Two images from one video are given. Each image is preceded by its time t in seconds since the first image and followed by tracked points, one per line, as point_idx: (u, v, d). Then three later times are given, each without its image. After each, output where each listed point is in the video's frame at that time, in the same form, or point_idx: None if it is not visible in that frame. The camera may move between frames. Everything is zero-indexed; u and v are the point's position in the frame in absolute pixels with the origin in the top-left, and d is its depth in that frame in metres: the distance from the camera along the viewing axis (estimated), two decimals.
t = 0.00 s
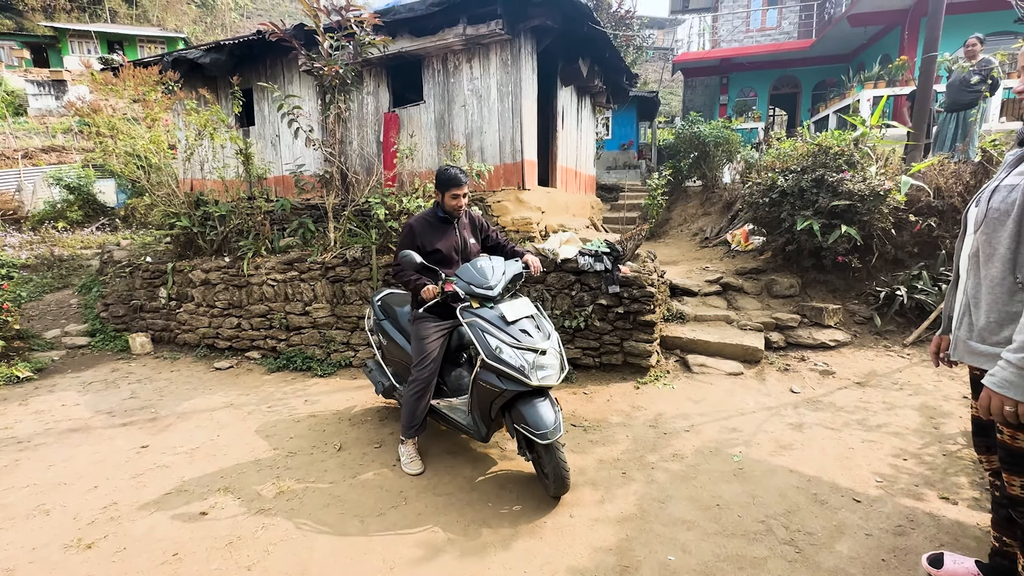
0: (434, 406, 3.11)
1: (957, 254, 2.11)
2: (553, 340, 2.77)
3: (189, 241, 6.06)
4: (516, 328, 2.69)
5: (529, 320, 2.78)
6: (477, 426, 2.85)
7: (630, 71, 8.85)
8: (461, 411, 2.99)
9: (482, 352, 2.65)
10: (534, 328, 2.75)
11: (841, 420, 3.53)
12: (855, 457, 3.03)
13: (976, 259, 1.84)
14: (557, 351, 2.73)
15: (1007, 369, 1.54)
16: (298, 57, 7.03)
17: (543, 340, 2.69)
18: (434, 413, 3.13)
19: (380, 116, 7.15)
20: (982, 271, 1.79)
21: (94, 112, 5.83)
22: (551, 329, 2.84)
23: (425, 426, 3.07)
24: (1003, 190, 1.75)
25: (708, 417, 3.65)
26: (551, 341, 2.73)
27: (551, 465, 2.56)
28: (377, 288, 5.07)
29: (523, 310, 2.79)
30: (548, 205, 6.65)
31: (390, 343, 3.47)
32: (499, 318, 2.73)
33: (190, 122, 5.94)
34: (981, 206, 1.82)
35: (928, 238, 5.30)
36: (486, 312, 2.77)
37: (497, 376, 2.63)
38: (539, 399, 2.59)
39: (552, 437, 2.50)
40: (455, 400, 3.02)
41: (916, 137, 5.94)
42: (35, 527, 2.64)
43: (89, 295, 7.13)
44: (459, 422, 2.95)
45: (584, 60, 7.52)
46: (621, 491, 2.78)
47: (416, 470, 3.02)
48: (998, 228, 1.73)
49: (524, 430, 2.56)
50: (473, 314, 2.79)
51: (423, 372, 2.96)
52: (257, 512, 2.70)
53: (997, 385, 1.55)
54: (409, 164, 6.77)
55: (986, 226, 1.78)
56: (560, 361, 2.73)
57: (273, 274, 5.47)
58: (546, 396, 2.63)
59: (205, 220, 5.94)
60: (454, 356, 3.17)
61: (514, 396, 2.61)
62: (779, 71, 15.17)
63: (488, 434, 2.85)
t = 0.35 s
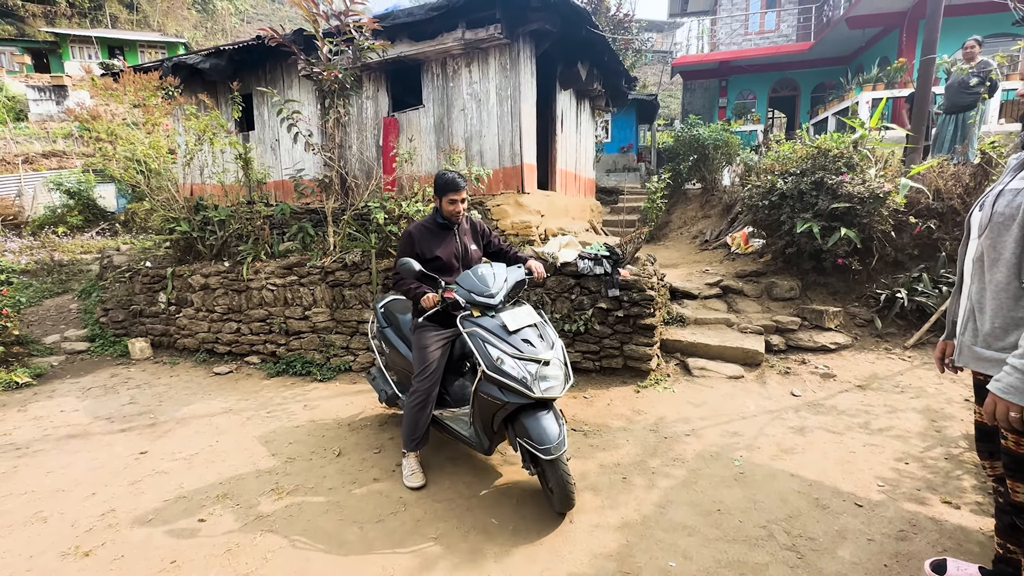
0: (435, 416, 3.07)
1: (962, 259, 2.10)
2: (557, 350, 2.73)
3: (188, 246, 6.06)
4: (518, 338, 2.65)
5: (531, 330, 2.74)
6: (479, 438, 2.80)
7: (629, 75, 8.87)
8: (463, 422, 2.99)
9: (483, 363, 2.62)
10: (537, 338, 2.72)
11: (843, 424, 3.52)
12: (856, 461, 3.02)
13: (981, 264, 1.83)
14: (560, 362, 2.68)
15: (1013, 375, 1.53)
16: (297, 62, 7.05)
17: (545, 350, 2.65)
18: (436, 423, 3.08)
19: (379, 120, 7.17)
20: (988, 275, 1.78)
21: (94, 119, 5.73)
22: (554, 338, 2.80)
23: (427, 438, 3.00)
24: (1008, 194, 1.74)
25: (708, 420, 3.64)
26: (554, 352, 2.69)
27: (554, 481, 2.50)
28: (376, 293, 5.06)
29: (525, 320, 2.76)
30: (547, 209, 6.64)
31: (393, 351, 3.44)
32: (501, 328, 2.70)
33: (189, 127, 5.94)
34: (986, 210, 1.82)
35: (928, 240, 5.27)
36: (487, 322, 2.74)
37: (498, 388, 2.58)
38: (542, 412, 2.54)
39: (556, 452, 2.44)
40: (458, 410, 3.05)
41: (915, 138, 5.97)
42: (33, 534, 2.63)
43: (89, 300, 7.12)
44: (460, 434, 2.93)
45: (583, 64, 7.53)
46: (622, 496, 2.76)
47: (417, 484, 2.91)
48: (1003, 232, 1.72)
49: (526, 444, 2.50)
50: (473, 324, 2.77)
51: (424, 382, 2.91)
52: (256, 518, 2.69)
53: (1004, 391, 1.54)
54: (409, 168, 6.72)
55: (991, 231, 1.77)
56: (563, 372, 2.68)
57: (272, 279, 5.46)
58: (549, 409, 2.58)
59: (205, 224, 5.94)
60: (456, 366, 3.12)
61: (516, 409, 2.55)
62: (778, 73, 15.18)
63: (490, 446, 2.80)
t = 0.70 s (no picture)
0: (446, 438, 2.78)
1: (965, 261, 2.08)
2: (576, 371, 2.38)
3: (187, 249, 6.05)
4: (532, 357, 2.31)
5: (548, 347, 2.40)
6: (489, 465, 2.46)
7: (629, 77, 8.88)
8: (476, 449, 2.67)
9: (492, 385, 2.29)
10: (554, 356, 2.37)
11: (844, 426, 3.50)
12: (858, 463, 2.99)
13: (987, 266, 1.82)
14: (581, 385, 2.32)
15: None
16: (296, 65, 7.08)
17: (564, 372, 2.30)
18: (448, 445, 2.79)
19: (379, 123, 7.18)
20: (994, 277, 1.77)
21: (93, 121, 5.85)
22: (575, 358, 2.45)
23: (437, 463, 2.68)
24: (1014, 194, 1.73)
25: (709, 423, 3.62)
26: (574, 373, 2.34)
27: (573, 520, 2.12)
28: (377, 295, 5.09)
29: (541, 336, 2.42)
30: (547, 211, 6.63)
31: (404, 364, 3.17)
32: (513, 345, 2.36)
33: (188, 131, 5.95)
34: (991, 211, 1.80)
35: (929, 241, 5.25)
36: (497, 337, 2.41)
37: (508, 413, 2.24)
38: (558, 441, 2.16)
39: (575, 488, 2.05)
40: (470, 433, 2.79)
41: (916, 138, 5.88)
42: (30, 540, 2.61)
43: (89, 304, 7.12)
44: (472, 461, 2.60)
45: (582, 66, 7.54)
46: (622, 500, 2.74)
47: (425, 520, 2.55)
48: (1011, 233, 1.71)
49: (541, 478, 2.13)
50: (482, 339, 2.45)
51: (433, 399, 2.62)
52: (253, 524, 2.67)
53: (1016, 396, 1.53)
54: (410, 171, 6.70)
55: (998, 232, 1.76)
56: (584, 397, 2.32)
57: (271, 282, 5.44)
58: (567, 439, 2.21)
59: (204, 228, 5.94)
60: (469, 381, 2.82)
61: (529, 437, 2.20)
62: (777, 76, 15.20)
63: (501, 476, 2.44)
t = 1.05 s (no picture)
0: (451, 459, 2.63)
1: (962, 263, 2.08)
2: (585, 394, 2.22)
3: (187, 252, 6.06)
4: (535, 380, 2.18)
5: (553, 368, 2.26)
6: (490, 492, 2.31)
7: (628, 79, 8.89)
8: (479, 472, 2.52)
9: (492, 410, 2.17)
10: (560, 378, 2.23)
11: (843, 428, 3.49)
12: (857, 465, 2.99)
13: (987, 267, 1.82)
14: (589, 410, 2.19)
15: None
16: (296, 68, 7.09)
17: (570, 396, 2.16)
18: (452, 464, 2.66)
19: (379, 126, 7.20)
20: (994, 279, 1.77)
21: (93, 125, 5.79)
22: (583, 378, 2.31)
23: (442, 486, 2.50)
24: (1013, 196, 1.73)
25: (708, 425, 3.61)
26: (582, 397, 2.20)
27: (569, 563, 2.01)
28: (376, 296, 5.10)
29: (546, 355, 2.28)
30: (547, 213, 6.63)
31: (408, 374, 3.01)
32: (515, 365, 2.24)
33: (188, 134, 5.96)
34: (989, 213, 1.80)
35: (928, 242, 5.25)
36: (499, 358, 2.29)
37: (509, 441, 2.12)
38: (561, 476, 2.05)
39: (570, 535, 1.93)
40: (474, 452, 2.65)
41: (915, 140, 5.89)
42: (28, 543, 2.61)
43: (89, 307, 7.12)
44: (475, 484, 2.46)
45: (581, 68, 7.55)
46: (621, 503, 2.73)
47: (428, 548, 2.40)
48: (1010, 235, 1.71)
49: (538, 516, 2.02)
50: (482, 358, 2.32)
51: (438, 416, 2.46)
52: (251, 527, 2.66)
53: (1020, 400, 1.52)
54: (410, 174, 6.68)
55: (997, 234, 1.76)
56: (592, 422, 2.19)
57: (271, 284, 5.44)
58: (571, 471, 2.09)
59: (204, 230, 5.94)
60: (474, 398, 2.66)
61: (531, 468, 2.08)
62: (776, 77, 15.20)
63: (503, 504, 2.29)
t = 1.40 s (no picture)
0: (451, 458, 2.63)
1: (959, 263, 2.08)
2: (584, 390, 2.22)
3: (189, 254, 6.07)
4: (534, 376, 2.18)
5: (552, 365, 2.26)
6: (491, 490, 2.32)
7: (628, 81, 8.91)
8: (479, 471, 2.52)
9: (491, 406, 2.17)
10: (559, 374, 2.23)
11: (844, 429, 3.49)
12: (858, 466, 2.98)
13: (983, 269, 1.82)
14: (588, 406, 2.19)
15: None
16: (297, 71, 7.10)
17: (569, 392, 2.16)
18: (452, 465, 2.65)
19: (379, 128, 7.22)
20: (991, 280, 1.76)
21: (96, 127, 5.80)
22: (582, 374, 2.31)
23: (442, 484, 2.50)
24: (1008, 197, 1.73)
25: (709, 426, 3.61)
26: (581, 393, 2.20)
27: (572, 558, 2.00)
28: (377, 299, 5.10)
29: (544, 352, 2.28)
30: (547, 215, 6.64)
31: (407, 375, 3.01)
32: (514, 362, 2.24)
33: (190, 137, 5.97)
34: (985, 214, 1.80)
35: (929, 243, 5.25)
36: (497, 355, 2.29)
37: (508, 437, 2.12)
38: (560, 471, 2.05)
39: (571, 529, 1.92)
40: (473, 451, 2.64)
41: (915, 141, 5.88)
42: (28, 545, 2.61)
43: (90, 309, 7.13)
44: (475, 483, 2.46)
45: (581, 70, 7.55)
46: (621, 504, 2.73)
47: (430, 547, 2.41)
48: (1006, 236, 1.71)
49: (539, 511, 2.02)
50: (481, 355, 2.33)
51: (436, 415, 2.47)
52: (252, 529, 2.67)
53: (1017, 401, 1.52)
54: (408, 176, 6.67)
55: (994, 235, 1.75)
56: (591, 419, 2.19)
57: (272, 286, 5.45)
58: (571, 467, 2.09)
59: (205, 233, 5.94)
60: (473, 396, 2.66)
61: (530, 464, 2.08)
62: (776, 79, 15.20)
63: (504, 502, 2.30)
